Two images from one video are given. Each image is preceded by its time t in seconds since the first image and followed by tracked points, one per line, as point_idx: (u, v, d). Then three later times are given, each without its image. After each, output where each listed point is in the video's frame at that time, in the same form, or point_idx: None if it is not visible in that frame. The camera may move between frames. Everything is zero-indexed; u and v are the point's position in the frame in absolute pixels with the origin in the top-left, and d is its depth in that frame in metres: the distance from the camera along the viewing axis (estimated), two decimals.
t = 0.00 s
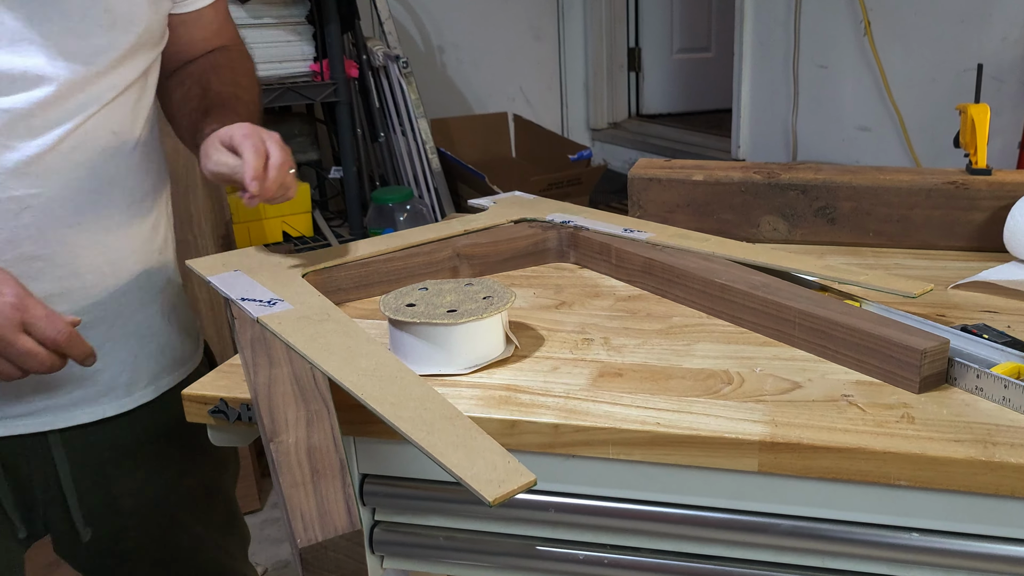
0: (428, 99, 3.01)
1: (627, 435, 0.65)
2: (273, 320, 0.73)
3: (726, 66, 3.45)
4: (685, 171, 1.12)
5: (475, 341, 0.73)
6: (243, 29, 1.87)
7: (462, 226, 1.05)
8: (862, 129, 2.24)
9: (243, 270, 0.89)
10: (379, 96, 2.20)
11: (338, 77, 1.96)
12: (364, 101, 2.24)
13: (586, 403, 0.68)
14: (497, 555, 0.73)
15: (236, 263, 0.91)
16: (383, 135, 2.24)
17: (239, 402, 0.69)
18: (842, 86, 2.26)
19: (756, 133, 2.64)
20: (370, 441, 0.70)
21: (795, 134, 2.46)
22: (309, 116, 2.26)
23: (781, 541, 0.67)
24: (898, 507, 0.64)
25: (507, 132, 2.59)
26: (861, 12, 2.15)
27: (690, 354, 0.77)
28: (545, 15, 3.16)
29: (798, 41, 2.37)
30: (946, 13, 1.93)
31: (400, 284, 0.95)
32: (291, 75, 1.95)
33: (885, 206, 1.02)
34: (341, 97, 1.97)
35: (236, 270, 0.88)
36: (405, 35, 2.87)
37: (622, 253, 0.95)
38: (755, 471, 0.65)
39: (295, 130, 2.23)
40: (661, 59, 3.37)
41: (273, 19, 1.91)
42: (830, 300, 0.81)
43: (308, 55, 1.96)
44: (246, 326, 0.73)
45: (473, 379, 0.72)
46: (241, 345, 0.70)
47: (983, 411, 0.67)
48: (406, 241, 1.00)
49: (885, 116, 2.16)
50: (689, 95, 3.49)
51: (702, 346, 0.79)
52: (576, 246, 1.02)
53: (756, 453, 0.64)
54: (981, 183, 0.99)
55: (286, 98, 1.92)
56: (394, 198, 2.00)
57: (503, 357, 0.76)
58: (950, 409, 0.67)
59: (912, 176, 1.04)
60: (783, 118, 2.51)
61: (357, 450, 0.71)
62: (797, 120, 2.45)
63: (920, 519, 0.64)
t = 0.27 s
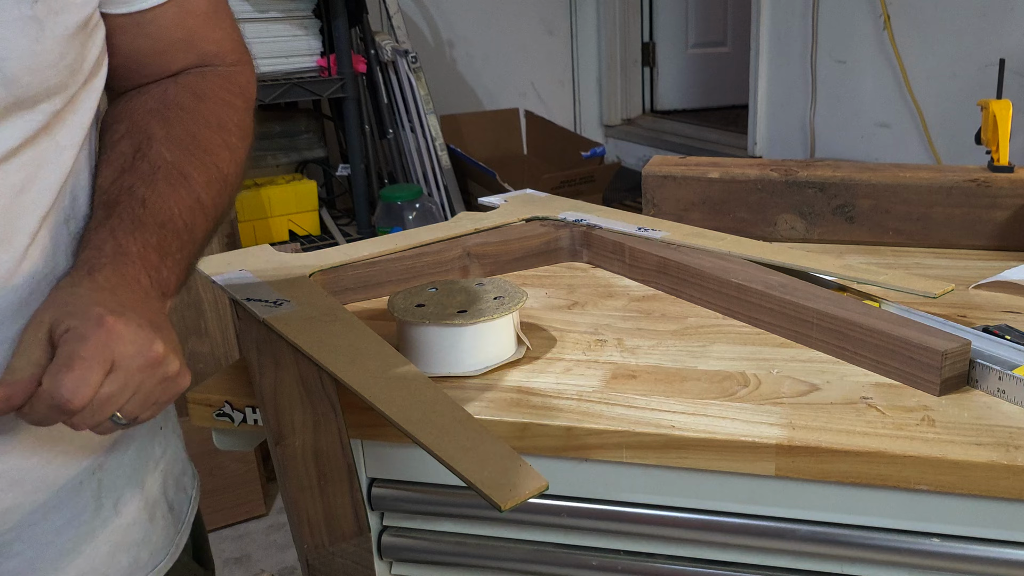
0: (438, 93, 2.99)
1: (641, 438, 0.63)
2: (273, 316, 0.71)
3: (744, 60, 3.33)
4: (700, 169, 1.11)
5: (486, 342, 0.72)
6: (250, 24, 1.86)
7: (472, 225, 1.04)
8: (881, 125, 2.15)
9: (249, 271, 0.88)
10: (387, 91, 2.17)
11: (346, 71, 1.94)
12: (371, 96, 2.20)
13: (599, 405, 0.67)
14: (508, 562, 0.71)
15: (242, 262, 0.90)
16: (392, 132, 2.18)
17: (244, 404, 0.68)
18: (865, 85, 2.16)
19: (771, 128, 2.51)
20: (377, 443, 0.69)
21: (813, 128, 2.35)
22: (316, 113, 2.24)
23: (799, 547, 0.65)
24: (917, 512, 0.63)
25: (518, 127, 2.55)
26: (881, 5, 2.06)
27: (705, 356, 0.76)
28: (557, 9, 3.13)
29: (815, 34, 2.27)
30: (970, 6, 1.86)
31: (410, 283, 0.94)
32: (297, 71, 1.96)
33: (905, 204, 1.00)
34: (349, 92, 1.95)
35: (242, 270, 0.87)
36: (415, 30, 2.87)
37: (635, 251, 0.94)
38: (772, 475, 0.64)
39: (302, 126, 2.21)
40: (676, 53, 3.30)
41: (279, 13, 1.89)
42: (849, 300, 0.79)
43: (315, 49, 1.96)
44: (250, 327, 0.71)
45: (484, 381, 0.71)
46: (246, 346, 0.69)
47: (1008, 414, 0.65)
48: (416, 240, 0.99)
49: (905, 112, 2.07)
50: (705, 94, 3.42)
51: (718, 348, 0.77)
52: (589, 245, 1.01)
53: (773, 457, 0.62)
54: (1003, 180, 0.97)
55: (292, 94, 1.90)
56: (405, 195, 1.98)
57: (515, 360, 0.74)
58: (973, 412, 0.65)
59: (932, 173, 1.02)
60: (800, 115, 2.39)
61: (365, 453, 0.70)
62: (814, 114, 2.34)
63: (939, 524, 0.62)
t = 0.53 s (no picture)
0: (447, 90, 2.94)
1: (655, 441, 0.62)
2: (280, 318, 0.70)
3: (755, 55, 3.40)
4: (715, 166, 1.09)
5: (495, 343, 0.70)
6: (254, 18, 1.82)
7: (481, 224, 1.02)
8: (901, 122, 2.11)
9: (253, 270, 0.87)
10: (395, 87, 2.14)
11: (354, 67, 1.92)
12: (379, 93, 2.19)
13: (612, 408, 0.66)
14: (520, 567, 0.70)
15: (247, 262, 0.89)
16: (401, 128, 2.17)
17: (249, 407, 0.67)
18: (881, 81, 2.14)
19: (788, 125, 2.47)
20: (385, 448, 0.68)
21: (831, 126, 2.31)
22: (323, 109, 2.22)
23: (816, 553, 0.63)
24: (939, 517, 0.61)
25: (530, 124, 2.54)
26: None
27: (721, 357, 0.74)
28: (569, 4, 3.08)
29: (833, 30, 2.24)
30: None
31: (418, 283, 0.93)
32: (304, 66, 1.91)
33: (925, 202, 0.98)
34: (356, 88, 1.93)
35: (246, 270, 0.86)
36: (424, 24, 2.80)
37: (649, 251, 0.92)
38: (789, 480, 0.62)
39: (309, 123, 2.20)
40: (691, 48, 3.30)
41: (286, 7, 1.86)
42: (868, 301, 0.77)
43: (322, 44, 1.93)
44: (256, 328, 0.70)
45: (495, 383, 0.70)
46: (252, 348, 0.68)
47: None
48: (424, 239, 0.97)
49: (924, 108, 2.04)
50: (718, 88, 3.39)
51: (734, 349, 0.76)
52: (602, 245, 1.00)
53: (790, 461, 0.61)
54: None
55: (299, 90, 1.85)
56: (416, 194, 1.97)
57: (526, 361, 0.73)
58: (997, 415, 0.64)
59: (952, 171, 1.00)
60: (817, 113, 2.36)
61: (373, 457, 0.69)
62: (833, 111, 2.30)
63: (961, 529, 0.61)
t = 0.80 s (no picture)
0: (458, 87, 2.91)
1: (668, 444, 0.61)
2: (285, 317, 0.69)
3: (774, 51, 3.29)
4: (731, 164, 1.07)
5: (507, 344, 0.69)
6: (260, 12, 1.81)
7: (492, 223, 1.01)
8: (921, 118, 2.08)
9: (259, 270, 0.86)
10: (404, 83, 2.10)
11: (361, 62, 1.89)
12: (387, 88, 2.15)
13: (625, 410, 0.64)
14: (531, 573, 0.69)
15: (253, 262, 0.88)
16: (409, 125, 2.12)
17: (254, 410, 0.66)
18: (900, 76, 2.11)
19: (806, 122, 2.44)
20: (393, 451, 0.67)
21: (849, 123, 2.28)
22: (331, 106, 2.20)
23: (834, 559, 0.62)
24: (960, 523, 0.59)
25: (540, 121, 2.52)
26: None
27: (736, 359, 0.73)
28: None
29: (852, 25, 2.21)
30: None
31: (427, 283, 0.92)
32: (311, 62, 1.90)
33: (944, 200, 0.96)
34: (363, 84, 1.91)
35: (252, 270, 0.85)
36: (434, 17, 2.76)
37: (662, 250, 0.91)
38: (806, 484, 0.61)
39: (317, 120, 2.17)
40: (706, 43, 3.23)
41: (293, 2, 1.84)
42: (887, 301, 0.76)
43: (328, 39, 1.91)
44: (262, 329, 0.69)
45: (506, 385, 0.69)
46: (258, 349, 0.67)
47: None
48: (433, 238, 0.96)
49: (945, 104, 2.01)
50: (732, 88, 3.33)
51: (749, 350, 0.74)
52: (614, 244, 0.98)
53: (807, 464, 0.59)
54: None
55: (306, 85, 1.84)
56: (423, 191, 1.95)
57: (537, 363, 0.72)
58: (1020, 418, 0.62)
59: (973, 168, 0.98)
60: (835, 110, 2.34)
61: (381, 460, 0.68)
62: (851, 108, 2.27)
63: (983, 534, 0.59)
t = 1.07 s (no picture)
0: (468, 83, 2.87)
1: (682, 448, 0.59)
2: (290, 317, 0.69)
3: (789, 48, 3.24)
4: (746, 161, 1.06)
5: (518, 345, 0.68)
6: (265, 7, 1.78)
7: (502, 222, 1.00)
8: (940, 115, 2.05)
9: (264, 270, 0.85)
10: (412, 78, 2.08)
11: (369, 57, 1.87)
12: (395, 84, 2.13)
13: (638, 413, 0.63)
14: None
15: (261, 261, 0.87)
16: (418, 121, 2.10)
17: (259, 413, 0.65)
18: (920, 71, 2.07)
19: (822, 118, 2.40)
20: (403, 454, 0.65)
21: (867, 120, 2.24)
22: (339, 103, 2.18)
23: (851, 565, 0.61)
24: (981, 528, 0.58)
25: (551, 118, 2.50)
26: None
27: (752, 360, 0.71)
28: None
29: (870, 19, 2.17)
30: None
31: (436, 282, 0.91)
32: (317, 56, 1.86)
33: (965, 198, 0.94)
34: (371, 80, 1.90)
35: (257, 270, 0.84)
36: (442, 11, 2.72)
37: (676, 249, 0.90)
38: (823, 488, 0.59)
39: (323, 116, 2.14)
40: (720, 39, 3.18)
41: None
42: (906, 301, 0.74)
43: (335, 34, 1.87)
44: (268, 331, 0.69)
45: (517, 387, 0.68)
46: (264, 350, 0.66)
47: None
48: (442, 237, 0.95)
49: (965, 100, 1.98)
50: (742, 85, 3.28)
51: (765, 351, 0.73)
52: (627, 243, 0.97)
53: (824, 468, 0.58)
54: None
55: (312, 81, 1.84)
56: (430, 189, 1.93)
57: (548, 365, 0.71)
58: None
59: (994, 165, 0.96)
60: (852, 105, 2.29)
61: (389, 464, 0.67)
62: (869, 104, 2.23)
63: (1005, 540, 0.57)
